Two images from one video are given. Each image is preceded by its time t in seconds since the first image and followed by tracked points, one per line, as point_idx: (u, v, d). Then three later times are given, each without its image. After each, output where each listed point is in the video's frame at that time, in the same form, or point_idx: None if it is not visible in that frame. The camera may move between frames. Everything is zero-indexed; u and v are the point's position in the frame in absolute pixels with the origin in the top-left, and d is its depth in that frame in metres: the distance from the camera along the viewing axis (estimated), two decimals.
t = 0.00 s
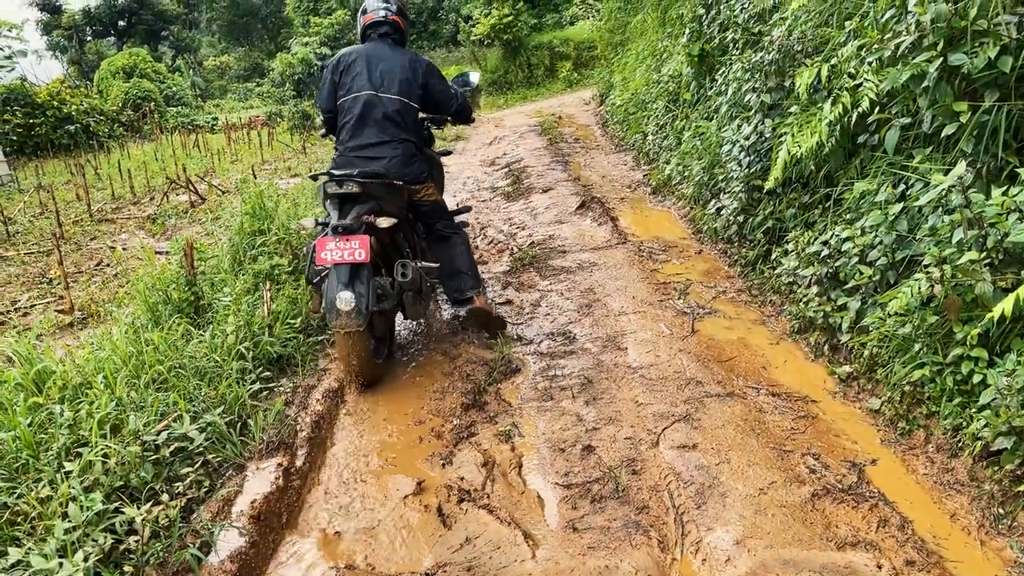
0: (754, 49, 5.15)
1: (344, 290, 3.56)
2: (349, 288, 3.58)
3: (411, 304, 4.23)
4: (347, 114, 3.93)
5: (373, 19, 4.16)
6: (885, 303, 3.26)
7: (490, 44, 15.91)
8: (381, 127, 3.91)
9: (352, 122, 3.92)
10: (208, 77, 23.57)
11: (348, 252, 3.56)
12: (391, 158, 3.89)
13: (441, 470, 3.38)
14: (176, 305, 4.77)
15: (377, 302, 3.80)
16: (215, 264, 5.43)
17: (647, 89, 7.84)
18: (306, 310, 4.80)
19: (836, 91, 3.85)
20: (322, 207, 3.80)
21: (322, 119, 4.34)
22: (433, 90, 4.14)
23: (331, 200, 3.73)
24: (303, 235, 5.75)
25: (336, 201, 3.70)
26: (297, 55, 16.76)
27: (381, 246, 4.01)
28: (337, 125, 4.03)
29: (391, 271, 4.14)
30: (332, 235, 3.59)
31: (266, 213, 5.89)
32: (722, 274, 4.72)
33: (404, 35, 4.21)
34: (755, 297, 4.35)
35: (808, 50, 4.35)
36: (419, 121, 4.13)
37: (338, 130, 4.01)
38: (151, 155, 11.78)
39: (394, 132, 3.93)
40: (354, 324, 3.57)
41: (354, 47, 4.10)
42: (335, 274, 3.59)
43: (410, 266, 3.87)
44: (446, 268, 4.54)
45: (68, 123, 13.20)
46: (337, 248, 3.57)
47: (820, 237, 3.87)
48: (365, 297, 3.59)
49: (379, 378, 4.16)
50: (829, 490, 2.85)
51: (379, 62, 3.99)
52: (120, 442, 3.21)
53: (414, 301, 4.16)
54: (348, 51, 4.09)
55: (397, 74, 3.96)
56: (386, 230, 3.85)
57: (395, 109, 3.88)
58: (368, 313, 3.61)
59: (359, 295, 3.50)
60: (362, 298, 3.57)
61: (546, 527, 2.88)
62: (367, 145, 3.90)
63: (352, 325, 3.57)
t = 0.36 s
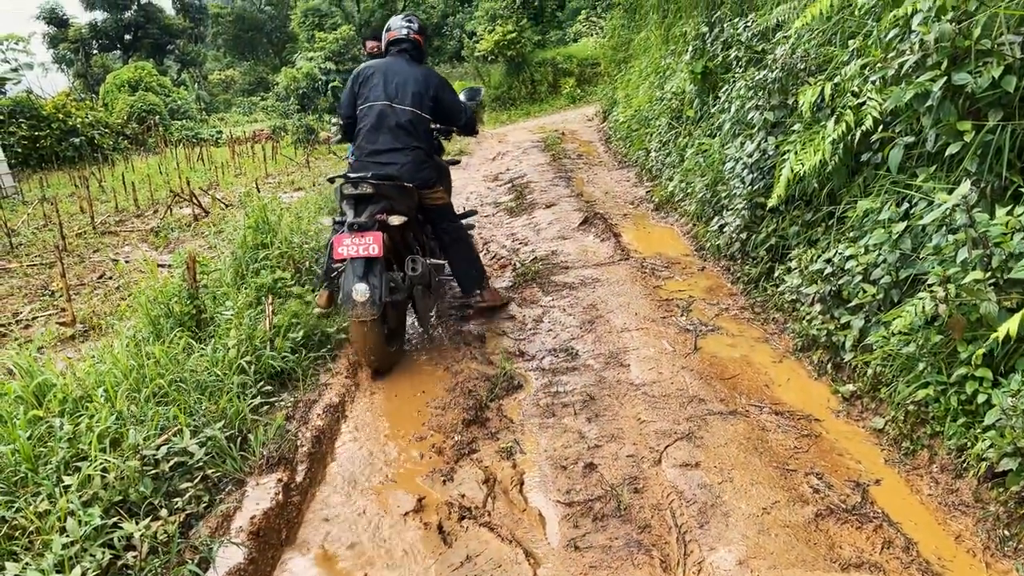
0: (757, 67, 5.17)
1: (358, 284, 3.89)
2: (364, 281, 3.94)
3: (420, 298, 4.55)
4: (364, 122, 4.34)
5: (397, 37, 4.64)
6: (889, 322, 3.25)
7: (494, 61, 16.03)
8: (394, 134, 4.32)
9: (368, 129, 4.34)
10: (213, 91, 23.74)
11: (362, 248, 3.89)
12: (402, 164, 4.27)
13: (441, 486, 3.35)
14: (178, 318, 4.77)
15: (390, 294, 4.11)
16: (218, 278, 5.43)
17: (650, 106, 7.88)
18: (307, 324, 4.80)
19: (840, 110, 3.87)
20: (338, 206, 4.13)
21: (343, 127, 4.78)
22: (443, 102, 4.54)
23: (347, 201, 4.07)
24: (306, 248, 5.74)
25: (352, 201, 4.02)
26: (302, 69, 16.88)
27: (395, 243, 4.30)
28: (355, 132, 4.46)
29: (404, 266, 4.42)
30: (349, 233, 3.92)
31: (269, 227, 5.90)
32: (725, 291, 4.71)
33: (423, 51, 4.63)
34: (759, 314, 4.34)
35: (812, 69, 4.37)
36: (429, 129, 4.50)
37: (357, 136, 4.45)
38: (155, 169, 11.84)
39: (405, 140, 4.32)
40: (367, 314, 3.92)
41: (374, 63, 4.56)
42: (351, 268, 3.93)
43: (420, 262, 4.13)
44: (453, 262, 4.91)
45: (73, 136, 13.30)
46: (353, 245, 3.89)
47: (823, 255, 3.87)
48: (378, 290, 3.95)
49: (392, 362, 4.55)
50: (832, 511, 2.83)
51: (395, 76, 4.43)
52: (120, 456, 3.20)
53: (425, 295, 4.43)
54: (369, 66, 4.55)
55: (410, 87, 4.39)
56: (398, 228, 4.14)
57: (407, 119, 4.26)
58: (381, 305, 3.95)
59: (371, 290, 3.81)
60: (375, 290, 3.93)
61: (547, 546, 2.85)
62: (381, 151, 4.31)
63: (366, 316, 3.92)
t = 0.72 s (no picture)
0: (760, 92, 5.21)
1: (383, 282, 4.43)
2: (387, 281, 4.49)
3: (435, 297, 5.06)
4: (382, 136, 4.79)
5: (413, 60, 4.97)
6: (895, 347, 3.24)
7: (496, 83, 16.15)
8: (411, 149, 4.77)
9: (387, 143, 4.79)
10: (216, 111, 23.92)
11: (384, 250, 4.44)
12: (419, 175, 4.73)
13: (444, 512, 3.33)
14: (181, 339, 4.77)
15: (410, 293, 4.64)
16: (221, 299, 5.43)
17: (651, 129, 7.92)
18: (310, 345, 4.79)
19: (844, 135, 3.88)
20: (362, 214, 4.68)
21: (362, 141, 5.24)
22: (454, 119, 4.99)
23: (371, 209, 4.63)
24: (308, 268, 5.74)
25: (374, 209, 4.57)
26: (305, 90, 17.03)
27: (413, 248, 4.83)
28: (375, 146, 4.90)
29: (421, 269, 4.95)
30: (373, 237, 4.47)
31: (272, 247, 5.91)
32: (728, 314, 4.72)
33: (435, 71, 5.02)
34: (762, 338, 4.33)
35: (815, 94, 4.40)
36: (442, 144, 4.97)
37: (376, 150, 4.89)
38: (158, 188, 11.90)
39: (421, 153, 4.79)
40: (390, 310, 4.45)
41: (392, 83, 5.00)
42: (375, 269, 4.47)
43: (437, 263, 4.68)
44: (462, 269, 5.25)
45: (77, 155, 13.39)
46: (377, 247, 4.44)
47: (827, 280, 3.87)
48: (399, 288, 4.49)
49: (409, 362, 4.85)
50: (840, 539, 2.80)
51: (411, 96, 4.87)
52: (122, 480, 3.18)
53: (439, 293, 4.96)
54: (387, 86, 4.99)
55: (425, 106, 4.83)
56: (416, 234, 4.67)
57: (424, 133, 4.70)
58: (402, 301, 4.48)
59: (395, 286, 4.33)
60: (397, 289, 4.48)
61: (551, 573, 2.83)
62: (399, 163, 4.77)
63: (389, 311, 4.45)
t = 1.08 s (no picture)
0: (764, 125, 5.24)
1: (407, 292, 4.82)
2: (411, 291, 4.87)
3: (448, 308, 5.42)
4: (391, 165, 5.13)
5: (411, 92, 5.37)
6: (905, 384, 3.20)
7: (498, 112, 16.30)
8: (421, 174, 5.15)
9: (395, 170, 5.15)
10: (220, 137, 24.12)
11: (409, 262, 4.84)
12: (430, 196, 5.11)
13: (446, 548, 3.26)
14: (181, 367, 4.73)
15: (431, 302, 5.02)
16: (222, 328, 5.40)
17: (654, 159, 7.97)
18: (311, 376, 4.75)
19: (850, 169, 3.88)
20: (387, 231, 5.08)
21: (367, 171, 5.59)
22: (456, 145, 5.40)
23: (396, 225, 5.03)
24: (311, 297, 5.71)
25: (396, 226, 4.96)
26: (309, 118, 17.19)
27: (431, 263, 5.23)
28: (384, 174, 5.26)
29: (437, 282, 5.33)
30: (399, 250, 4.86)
31: (274, 275, 5.89)
32: (733, 347, 4.70)
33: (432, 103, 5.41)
34: (768, 372, 4.31)
35: (820, 128, 4.42)
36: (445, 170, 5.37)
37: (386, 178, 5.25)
38: (161, 214, 11.93)
39: (427, 178, 5.17)
40: (415, 316, 4.83)
41: (394, 116, 5.38)
42: (401, 279, 4.86)
43: (454, 274, 5.08)
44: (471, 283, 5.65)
45: (80, 181, 13.45)
46: (403, 259, 4.84)
47: (834, 314, 3.85)
48: (422, 296, 4.88)
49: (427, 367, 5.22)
50: None
51: (415, 126, 5.26)
52: (119, 514, 3.12)
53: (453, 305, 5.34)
54: (390, 118, 5.37)
55: (430, 134, 5.23)
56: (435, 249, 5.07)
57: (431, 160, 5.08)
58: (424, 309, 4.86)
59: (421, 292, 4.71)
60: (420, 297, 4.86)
61: None
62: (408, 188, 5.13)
63: (413, 318, 4.83)
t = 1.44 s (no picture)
0: (765, 176, 5.27)
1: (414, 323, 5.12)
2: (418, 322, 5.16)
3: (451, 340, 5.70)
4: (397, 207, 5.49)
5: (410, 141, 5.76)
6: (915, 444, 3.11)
7: (497, 158, 16.49)
8: (426, 214, 5.51)
9: (401, 211, 5.51)
10: (220, 179, 24.30)
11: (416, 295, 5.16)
12: (434, 235, 5.46)
13: None
14: (172, 415, 4.63)
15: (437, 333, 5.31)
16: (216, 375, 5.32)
17: (653, 207, 8.00)
18: (305, 426, 4.65)
19: (854, 223, 3.87)
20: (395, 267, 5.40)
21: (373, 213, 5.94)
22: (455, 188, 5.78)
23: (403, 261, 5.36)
24: (307, 343, 5.63)
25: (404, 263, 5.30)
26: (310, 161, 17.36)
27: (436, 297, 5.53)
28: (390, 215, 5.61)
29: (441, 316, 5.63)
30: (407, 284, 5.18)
31: (271, 320, 5.82)
32: (736, 400, 4.65)
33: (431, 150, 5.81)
34: (773, 428, 4.24)
35: (822, 181, 4.43)
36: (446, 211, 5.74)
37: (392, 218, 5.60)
38: (158, 255, 11.92)
39: (430, 218, 5.54)
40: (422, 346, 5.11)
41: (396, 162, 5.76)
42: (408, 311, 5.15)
43: (458, 306, 5.38)
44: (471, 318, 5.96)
45: (78, 222, 13.47)
46: (411, 292, 5.15)
47: (839, 369, 3.80)
48: (428, 327, 5.17)
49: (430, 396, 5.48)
50: None
51: (417, 170, 5.64)
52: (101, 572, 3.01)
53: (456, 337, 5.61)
54: (392, 164, 5.75)
55: (431, 178, 5.61)
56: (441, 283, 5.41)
57: (433, 201, 5.46)
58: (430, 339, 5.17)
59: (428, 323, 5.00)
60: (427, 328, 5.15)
61: None
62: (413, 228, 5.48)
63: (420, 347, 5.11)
